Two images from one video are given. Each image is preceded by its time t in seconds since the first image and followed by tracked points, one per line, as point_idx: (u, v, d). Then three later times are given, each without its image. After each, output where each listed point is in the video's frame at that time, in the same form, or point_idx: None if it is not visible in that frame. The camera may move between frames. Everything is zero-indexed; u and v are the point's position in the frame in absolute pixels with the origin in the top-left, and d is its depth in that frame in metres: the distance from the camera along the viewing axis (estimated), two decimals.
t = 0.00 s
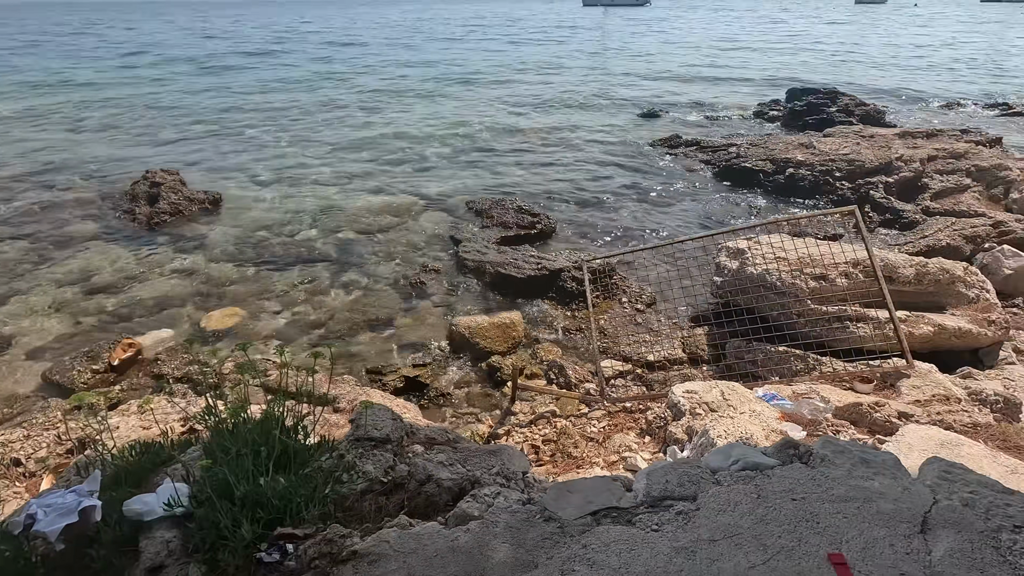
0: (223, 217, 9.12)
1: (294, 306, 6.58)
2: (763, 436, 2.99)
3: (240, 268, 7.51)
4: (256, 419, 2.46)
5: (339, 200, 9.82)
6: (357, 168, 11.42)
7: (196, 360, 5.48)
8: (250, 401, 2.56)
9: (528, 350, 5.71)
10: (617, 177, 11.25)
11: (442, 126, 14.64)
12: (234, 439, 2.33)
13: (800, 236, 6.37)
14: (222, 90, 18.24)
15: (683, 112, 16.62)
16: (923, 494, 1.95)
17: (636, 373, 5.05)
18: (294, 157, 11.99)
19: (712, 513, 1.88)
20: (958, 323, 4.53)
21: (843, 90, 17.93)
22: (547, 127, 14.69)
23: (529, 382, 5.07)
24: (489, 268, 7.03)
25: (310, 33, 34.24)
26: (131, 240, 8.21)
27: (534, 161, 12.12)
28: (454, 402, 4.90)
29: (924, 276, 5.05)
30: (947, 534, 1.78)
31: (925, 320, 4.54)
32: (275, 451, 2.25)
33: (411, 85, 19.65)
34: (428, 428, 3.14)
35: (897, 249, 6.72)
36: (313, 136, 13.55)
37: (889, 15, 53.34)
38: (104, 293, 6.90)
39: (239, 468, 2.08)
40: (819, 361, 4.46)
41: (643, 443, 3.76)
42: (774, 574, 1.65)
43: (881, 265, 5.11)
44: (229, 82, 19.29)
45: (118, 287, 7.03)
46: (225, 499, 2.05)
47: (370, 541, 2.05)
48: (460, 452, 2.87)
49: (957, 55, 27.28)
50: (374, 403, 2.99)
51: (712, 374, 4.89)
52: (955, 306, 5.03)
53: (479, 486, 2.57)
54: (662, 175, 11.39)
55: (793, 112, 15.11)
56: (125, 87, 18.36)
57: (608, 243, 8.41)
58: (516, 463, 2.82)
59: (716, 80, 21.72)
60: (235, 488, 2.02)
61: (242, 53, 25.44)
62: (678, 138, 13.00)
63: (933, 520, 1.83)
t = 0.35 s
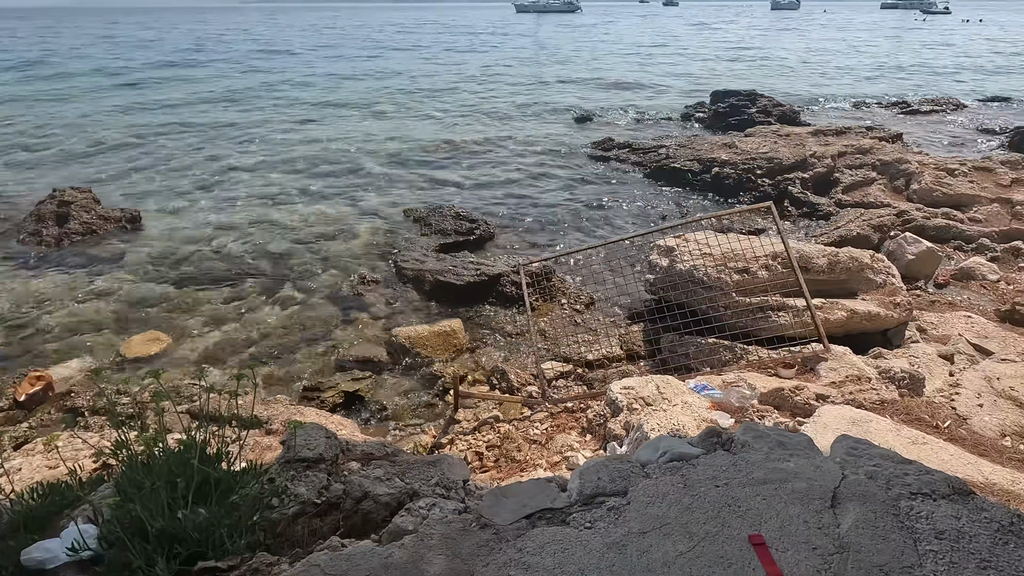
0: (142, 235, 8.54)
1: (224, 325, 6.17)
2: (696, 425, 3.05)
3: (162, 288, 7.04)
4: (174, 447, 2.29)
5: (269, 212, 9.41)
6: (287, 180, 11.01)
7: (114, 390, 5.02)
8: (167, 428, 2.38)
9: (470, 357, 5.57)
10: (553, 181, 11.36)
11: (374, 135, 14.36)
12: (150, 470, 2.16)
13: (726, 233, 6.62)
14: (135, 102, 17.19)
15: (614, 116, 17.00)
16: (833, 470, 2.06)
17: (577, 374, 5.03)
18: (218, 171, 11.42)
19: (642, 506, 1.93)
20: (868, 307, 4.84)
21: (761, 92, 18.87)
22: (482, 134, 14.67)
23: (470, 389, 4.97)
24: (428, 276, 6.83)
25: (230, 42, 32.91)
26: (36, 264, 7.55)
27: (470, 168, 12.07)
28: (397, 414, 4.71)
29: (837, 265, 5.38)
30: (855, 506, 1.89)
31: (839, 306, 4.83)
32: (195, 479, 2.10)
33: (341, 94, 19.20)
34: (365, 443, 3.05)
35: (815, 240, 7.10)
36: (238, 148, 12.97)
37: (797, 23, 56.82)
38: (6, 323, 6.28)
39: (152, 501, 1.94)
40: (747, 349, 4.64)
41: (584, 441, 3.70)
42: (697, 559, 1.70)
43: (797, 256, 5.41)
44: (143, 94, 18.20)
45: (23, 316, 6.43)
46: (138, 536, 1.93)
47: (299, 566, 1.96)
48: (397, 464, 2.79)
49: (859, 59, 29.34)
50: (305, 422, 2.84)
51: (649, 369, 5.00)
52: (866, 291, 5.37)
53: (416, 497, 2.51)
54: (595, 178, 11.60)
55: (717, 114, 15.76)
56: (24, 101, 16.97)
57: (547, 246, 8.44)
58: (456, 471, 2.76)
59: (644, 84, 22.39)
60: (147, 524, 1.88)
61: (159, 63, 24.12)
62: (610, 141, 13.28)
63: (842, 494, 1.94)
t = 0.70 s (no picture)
0: (68, 256, 8.04)
1: (163, 346, 5.87)
2: (651, 419, 3.10)
3: (92, 310, 6.63)
4: (109, 475, 2.11)
5: (208, 227, 9.03)
6: (227, 194, 10.60)
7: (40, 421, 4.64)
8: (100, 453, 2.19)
9: (425, 366, 5.47)
10: (501, 186, 11.39)
11: (317, 145, 14.04)
12: (82, 503, 1.98)
13: (671, 231, 6.79)
14: (56, 116, 16.21)
15: (558, 121, 17.22)
16: (780, 453, 2.15)
17: (534, 377, 5.02)
18: (151, 186, 10.89)
19: (601, 502, 1.95)
20: (805, 296, 5.05)
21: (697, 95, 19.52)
22: (427, 141, 14.57)
23: (427, 398, 4.90)
24: (379, 286, 6.71)
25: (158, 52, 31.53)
26: None
27: (418, 176, 11.96)
28: (352, 426, 4.59)
29: (774, 258, 5.62)
30: (801, 486, 1.97)
31: (779, 297, 5.04)
32: (133, 509, 1.94)
33: (280, 104, 18.71)
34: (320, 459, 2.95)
35: (754, 236, 7.38)
36: (172, 162, 12.42)
37: (729, 30, 59.22)
38: None
39: (83, 539, 1.81)
40: (696, 343, 4.76)
41: (543, 442, 3.69)
42: (657, 551, 1.73)
43: (737, 251, 5.61)
44: (64, 107, 17.19)
45: None
46: None
47: None
48: (352, 480, 2.70)
49: (785, 63, 30.86)
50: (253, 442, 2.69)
51: (604, 368, 5.07)
52: (803, 282, 5.62)
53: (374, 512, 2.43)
54: (543, 182, 11.70)
55: (657, 118, 16.19)
56: None
57: (499, 250, 8.42)
58: (414, 482, 2.70)
59: (586, 90, 22.80)
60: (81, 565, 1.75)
61: (80, 75, 22.84)
62: (556, 145, 13.42)
63: (789, 476, 2.02)
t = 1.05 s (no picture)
0: None
1: (101, 368, 5.54)
2: (613, 419, 3.09)
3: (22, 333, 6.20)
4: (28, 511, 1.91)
5: (151, 243, 8.63)
6: (170, 208, 10.17)
7: None
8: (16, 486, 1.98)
9: (383, 378, 5.35)
10: (456, 193, 11.33)
11: (265, 156, 13.66)
12: None
13: (626, 233, 6.87)
14: None
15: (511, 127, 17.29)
16: (739, 445, 2.17)
17: (496, 383, 4.96)
18: (86, 202, 10.35)
19: (565, 506, 1.92)
20: (756, 291, 5.18)
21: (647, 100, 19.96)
22: (381, 150, 14.38)
23: (386, 410, 4.78)
24: (333, 297, 6.54)
25: (92, 63, 30.13)
26: None
27: (371, 185, 11.77)
28: (309, 443, 4.43)
29: (726, 255, 5.75)
30: (761, 477, 1.99)
31: (732, 293, 5.15)
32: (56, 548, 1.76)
33: (225, 115, 18.15)
34: (271, 480, 2.81)
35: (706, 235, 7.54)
36: (109, 176, 11.84)
37: (674, 38, 60.95)
38: None
39: None
40: (654, 341, 4.81)
41: (507, 449, 3.63)
42: (622, 552, 1.71)
43: (691, 250, 5.72)
44: None
45: None
46: None
47: None
48: (307, 499, 2.58)
49: (727, 69, 31.98)
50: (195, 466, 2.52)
51: (565, 371, 5.06)
52: (754, 278, 5.77)
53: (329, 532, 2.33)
54: (499, 188, 11.70)
55: (609, 122, 16.46)
56: None
57: (457, 257, 8.35)
58: (372, 498, 2.61)
59: (539, 96, 23.01)
60: None
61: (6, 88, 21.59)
62: (511, 151, 13.45)
63: (749, 468, 2.05)
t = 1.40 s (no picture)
0: None
1: (46, 395, 5.26)
2: (583, 428, 3.08)
3: None
4: None
5: (101, 262, 8.30)
6: (122, 225, 9.82)
7: None
8: None
9: (349, 394, 5.23)
10: (421, 204, 11.25)
11: (222, 170, 13.32)
12: None
13: (591, 240, 6.92)
14: None
15: (475, 137, 17.31)
16: (707, 450, 2.19)
17: (464, 395, 4.91)
18: (31, 221, 9.88)
19: (535, 521, 1.90)
20: (719, 295, 5.27)
21: (608, 110, 20.27)
22: (343, 163, 14.20)
23: (352, 427, 4.67)
24: (296, 313, 6.39)
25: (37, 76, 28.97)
26: None
27: (333, 198, 11.59)
28: (272, 465, 4.29)
29: (688, 261, 5.85)
30: (729, 481, 2.01)
31: (696, 298, 5.23)
32: None
33: (180, 129, 17.64)
34: (231, 507, 2.70)
35: (669, 241, 7.66)
36: (55, 194, 11.35)
37: (632, 49, 62.24)
38: None
39: None
40: (621, 347, 4.84)
41: (477, 461, 3.58)
42: (594, 566, 1.70)
43: (654, 256, 5.79)
44: None
45: None
46: None
47: None
48: (268, 526, 2.49)
49: (684, 79, 32.83)
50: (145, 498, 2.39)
51: (534, 381, 5.04)
52: (716, 282, 5.88)
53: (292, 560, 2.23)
54: (463, 199, 11.68)
55: (572, 132, 16.63)
56: None
57: (423, 268, 8.27)
58: (338, 521, 2.53)
59: (501, 107, 23.12)
60: None
61: None
62: (474, 162, 13.46)
63: (715, 473, 2.06)
